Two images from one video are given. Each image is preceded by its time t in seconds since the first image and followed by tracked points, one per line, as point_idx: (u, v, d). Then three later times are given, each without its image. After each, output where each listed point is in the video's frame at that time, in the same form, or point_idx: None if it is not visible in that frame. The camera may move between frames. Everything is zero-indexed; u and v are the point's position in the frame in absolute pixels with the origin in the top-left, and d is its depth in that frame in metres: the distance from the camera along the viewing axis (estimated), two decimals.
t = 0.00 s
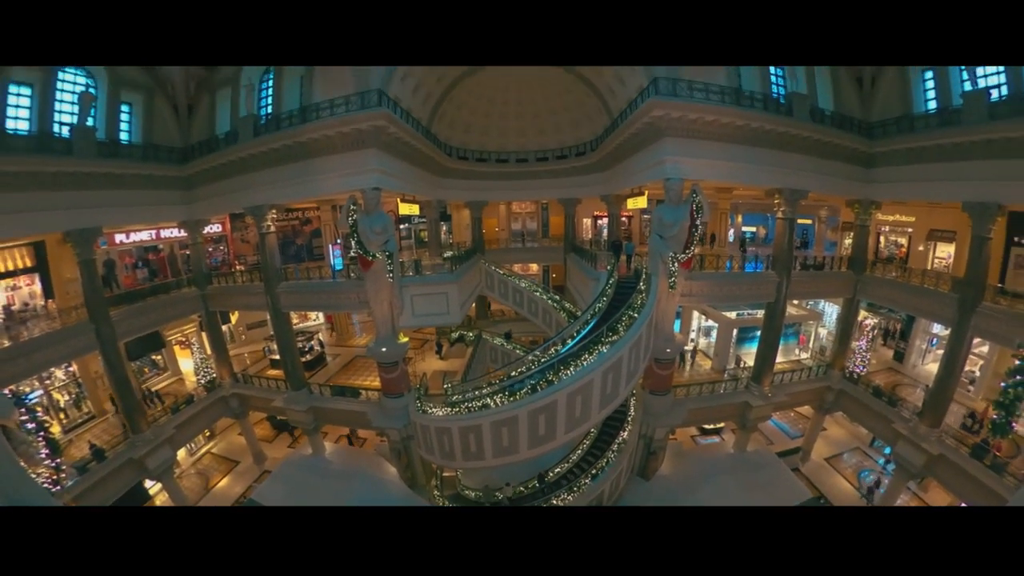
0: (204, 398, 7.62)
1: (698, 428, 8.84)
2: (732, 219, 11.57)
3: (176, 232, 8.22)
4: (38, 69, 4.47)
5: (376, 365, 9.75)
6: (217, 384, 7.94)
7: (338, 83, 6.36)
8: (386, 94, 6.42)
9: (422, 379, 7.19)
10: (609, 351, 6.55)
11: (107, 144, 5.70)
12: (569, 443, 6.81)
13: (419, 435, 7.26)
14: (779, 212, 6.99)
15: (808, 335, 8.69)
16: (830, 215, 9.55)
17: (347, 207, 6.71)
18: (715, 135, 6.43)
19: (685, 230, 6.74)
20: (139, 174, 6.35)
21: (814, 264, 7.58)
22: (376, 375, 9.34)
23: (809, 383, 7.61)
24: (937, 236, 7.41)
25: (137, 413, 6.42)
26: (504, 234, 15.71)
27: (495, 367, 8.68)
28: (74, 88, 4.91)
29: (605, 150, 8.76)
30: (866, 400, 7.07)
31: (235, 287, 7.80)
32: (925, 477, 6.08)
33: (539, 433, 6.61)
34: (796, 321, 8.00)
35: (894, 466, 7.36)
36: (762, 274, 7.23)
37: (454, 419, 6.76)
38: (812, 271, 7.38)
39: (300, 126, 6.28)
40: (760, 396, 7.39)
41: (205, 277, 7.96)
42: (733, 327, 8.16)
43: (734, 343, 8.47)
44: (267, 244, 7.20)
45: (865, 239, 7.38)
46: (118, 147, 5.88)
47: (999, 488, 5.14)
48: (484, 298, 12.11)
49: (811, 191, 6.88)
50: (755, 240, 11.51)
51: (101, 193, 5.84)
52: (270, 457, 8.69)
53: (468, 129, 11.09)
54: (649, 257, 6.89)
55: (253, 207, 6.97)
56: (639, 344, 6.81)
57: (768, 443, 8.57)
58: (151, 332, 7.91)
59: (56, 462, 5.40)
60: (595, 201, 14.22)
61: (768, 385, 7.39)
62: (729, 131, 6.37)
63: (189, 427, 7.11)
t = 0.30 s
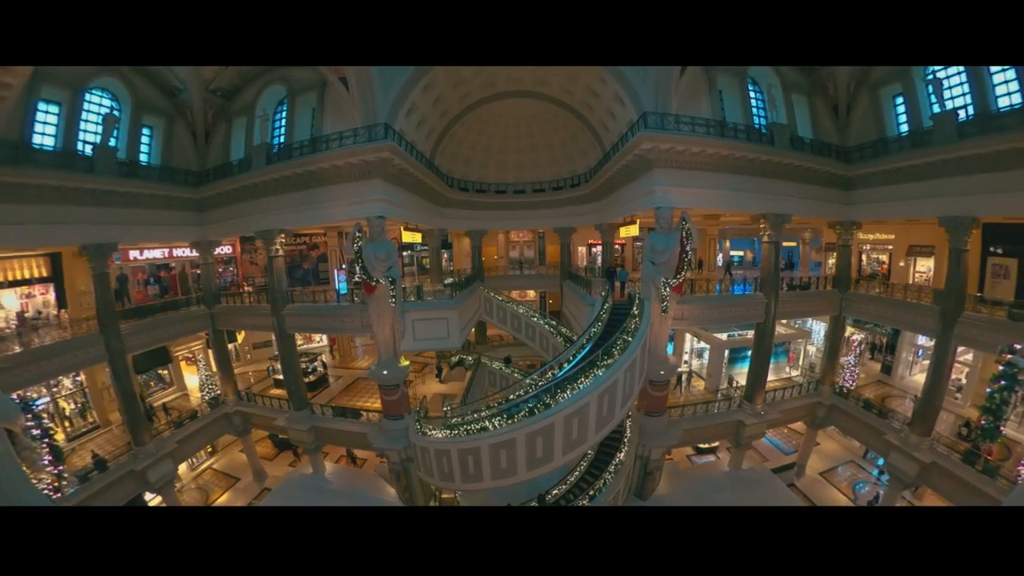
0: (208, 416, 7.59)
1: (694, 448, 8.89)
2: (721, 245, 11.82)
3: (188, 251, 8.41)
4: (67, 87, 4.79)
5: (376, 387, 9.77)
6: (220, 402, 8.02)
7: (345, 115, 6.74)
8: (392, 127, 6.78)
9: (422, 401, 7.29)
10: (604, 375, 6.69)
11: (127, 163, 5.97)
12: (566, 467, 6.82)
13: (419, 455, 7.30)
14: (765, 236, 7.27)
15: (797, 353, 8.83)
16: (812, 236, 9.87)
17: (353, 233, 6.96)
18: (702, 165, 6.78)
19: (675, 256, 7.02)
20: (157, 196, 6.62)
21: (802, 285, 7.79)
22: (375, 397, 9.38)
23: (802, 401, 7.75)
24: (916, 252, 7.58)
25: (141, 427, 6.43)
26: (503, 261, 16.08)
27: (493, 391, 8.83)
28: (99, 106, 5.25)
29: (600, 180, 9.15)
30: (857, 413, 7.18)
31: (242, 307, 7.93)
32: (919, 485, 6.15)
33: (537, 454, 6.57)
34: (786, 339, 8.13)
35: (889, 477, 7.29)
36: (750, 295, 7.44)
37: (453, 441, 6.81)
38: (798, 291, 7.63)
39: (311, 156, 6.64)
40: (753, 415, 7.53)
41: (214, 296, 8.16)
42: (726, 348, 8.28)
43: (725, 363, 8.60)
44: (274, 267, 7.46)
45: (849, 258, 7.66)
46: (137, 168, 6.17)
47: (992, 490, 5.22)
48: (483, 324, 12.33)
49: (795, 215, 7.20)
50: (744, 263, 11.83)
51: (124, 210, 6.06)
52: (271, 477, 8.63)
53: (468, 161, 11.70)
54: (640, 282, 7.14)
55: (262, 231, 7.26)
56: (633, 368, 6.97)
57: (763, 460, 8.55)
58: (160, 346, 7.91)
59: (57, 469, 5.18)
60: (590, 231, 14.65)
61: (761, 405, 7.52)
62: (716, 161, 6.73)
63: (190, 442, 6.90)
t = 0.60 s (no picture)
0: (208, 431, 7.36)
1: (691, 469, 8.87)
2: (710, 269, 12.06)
3: (197, 270, 8.72)
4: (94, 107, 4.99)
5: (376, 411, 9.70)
6: (220, 418, 7.56)
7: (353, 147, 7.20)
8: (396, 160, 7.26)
9: (420, 424, 7.36)
10: (599, 399, 6.83)
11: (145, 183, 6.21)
12: (562, 490, 6.83)
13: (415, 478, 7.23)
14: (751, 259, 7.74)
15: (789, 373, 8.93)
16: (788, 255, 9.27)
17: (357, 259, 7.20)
18: (690, 194, 7.19)
19: (666, 281, 7.26)
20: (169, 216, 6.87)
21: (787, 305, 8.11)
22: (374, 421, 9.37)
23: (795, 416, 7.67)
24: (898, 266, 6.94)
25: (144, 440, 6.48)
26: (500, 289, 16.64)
27: (491, 415, 8.93)
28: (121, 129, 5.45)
29: (597, 213, 9.78)
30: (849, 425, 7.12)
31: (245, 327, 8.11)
32: (913, 495, 6.16)
33: (534, 478, 6.56)
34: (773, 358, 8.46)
35: (885, 491, 6.55)
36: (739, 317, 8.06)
37: (450, 464, 6.64)
38: (786, 310, 8.01)
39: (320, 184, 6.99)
40: (747, 432, 7.74)
41: (220, 315, 8.33)
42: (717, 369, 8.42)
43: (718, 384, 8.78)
44: (280, 289, 7.85)
45: (832, 276, 7.65)
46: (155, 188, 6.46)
47: (989, 493, 5.29)
48: (481, 350, 12.51)
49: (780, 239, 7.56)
50: (732, 287, 11.99)
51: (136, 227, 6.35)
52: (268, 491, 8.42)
53: (467, 192, 12.44)
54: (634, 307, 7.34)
55: (270, 254, 7.62)
56: (628, 392, 7.10)
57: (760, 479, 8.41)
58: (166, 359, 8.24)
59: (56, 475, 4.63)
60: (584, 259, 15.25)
61: (754, 423, 7.73)
62: (700, 190, 7.22)
63: (192, 457, 6.58)
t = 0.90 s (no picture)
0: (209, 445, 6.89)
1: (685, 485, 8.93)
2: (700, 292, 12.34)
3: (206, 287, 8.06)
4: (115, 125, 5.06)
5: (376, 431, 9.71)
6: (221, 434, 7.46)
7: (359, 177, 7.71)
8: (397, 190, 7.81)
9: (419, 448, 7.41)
10: (595, 421, 6.94)
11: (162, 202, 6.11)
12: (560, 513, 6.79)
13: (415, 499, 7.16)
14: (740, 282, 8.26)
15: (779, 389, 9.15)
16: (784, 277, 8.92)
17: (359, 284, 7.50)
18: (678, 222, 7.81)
19: (659, 306, 7.48)
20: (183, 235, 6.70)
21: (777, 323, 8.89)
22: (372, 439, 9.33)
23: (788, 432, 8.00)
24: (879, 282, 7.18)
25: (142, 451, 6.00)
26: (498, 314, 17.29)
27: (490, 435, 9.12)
28: (141, 147, 5.43)
29: (591, 241, 10.44)
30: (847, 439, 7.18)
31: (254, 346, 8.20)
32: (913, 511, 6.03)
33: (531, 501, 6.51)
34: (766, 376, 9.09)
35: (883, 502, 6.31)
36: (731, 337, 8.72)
37: (448, 487, 6.64)
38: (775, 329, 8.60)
39: (326, 212, 7.33)
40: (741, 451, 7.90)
41: (226, 332, 8.16)
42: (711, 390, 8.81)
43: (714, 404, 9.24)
44: (284, 310, 8.14)
45: (818, 295, 8.19)
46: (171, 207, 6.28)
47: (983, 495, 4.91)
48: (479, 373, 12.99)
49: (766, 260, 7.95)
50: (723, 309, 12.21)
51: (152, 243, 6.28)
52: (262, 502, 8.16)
53: (467, 220, 12.79)
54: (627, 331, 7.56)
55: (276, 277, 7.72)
56: (623, 414, 7.23)
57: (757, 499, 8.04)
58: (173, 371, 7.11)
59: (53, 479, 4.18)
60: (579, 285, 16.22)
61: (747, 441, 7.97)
62: (688, 218, 7.75)
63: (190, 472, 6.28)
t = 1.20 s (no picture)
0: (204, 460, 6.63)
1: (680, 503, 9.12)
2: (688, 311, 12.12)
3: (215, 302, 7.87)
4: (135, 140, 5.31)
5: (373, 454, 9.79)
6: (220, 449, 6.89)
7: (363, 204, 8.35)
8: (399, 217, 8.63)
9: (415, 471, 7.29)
10: (591, 442, 7.03)
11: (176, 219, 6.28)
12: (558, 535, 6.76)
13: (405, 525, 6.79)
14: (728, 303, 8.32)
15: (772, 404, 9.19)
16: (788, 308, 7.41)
17: (361, 307, 7.76)
18: (670, 248, 8.45)
19: (651, 328, 7.64)
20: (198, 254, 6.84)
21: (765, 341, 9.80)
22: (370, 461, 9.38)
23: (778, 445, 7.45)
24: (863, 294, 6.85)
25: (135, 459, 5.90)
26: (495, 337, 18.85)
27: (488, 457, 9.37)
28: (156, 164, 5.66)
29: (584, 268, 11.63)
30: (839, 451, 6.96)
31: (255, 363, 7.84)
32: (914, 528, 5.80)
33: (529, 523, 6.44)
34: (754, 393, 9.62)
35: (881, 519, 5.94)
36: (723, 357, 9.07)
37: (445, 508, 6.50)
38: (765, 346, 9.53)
39: (331, 236, 7.87)
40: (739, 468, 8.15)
41: (230, 347, 7.80)
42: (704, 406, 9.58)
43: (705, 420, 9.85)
44: (285, 330, 8.27)
45: (806, 312, 7.39)
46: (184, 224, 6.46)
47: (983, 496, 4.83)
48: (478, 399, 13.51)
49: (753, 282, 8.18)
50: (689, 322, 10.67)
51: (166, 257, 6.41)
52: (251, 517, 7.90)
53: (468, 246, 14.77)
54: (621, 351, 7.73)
55: (280, 296, 7.76)
56: (620, 435, 7.37)
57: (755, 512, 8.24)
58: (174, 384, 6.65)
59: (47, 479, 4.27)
60: (573, 311, 17.07)
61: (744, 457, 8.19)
62: (679, 244, 8.31)
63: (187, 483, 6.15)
